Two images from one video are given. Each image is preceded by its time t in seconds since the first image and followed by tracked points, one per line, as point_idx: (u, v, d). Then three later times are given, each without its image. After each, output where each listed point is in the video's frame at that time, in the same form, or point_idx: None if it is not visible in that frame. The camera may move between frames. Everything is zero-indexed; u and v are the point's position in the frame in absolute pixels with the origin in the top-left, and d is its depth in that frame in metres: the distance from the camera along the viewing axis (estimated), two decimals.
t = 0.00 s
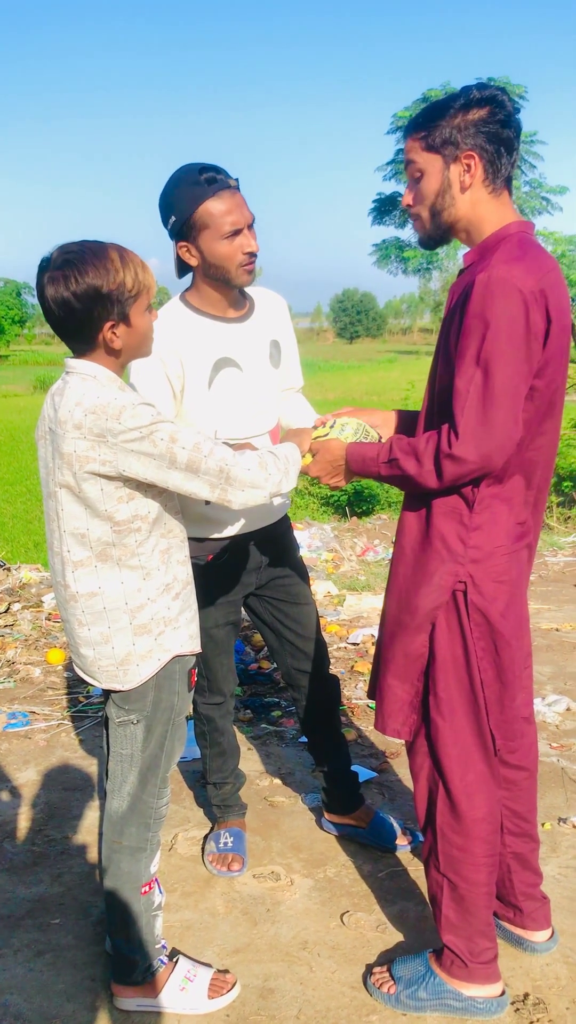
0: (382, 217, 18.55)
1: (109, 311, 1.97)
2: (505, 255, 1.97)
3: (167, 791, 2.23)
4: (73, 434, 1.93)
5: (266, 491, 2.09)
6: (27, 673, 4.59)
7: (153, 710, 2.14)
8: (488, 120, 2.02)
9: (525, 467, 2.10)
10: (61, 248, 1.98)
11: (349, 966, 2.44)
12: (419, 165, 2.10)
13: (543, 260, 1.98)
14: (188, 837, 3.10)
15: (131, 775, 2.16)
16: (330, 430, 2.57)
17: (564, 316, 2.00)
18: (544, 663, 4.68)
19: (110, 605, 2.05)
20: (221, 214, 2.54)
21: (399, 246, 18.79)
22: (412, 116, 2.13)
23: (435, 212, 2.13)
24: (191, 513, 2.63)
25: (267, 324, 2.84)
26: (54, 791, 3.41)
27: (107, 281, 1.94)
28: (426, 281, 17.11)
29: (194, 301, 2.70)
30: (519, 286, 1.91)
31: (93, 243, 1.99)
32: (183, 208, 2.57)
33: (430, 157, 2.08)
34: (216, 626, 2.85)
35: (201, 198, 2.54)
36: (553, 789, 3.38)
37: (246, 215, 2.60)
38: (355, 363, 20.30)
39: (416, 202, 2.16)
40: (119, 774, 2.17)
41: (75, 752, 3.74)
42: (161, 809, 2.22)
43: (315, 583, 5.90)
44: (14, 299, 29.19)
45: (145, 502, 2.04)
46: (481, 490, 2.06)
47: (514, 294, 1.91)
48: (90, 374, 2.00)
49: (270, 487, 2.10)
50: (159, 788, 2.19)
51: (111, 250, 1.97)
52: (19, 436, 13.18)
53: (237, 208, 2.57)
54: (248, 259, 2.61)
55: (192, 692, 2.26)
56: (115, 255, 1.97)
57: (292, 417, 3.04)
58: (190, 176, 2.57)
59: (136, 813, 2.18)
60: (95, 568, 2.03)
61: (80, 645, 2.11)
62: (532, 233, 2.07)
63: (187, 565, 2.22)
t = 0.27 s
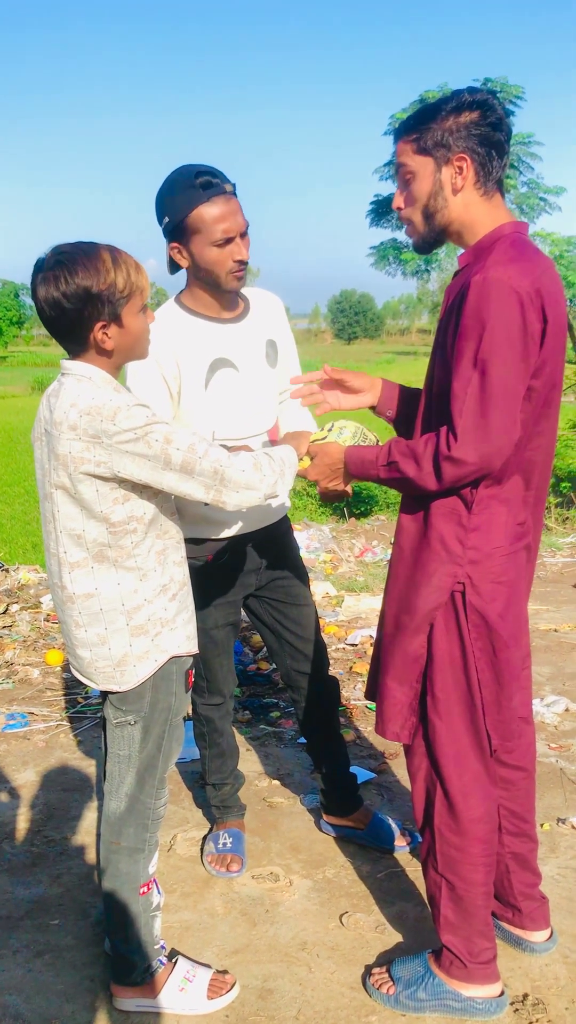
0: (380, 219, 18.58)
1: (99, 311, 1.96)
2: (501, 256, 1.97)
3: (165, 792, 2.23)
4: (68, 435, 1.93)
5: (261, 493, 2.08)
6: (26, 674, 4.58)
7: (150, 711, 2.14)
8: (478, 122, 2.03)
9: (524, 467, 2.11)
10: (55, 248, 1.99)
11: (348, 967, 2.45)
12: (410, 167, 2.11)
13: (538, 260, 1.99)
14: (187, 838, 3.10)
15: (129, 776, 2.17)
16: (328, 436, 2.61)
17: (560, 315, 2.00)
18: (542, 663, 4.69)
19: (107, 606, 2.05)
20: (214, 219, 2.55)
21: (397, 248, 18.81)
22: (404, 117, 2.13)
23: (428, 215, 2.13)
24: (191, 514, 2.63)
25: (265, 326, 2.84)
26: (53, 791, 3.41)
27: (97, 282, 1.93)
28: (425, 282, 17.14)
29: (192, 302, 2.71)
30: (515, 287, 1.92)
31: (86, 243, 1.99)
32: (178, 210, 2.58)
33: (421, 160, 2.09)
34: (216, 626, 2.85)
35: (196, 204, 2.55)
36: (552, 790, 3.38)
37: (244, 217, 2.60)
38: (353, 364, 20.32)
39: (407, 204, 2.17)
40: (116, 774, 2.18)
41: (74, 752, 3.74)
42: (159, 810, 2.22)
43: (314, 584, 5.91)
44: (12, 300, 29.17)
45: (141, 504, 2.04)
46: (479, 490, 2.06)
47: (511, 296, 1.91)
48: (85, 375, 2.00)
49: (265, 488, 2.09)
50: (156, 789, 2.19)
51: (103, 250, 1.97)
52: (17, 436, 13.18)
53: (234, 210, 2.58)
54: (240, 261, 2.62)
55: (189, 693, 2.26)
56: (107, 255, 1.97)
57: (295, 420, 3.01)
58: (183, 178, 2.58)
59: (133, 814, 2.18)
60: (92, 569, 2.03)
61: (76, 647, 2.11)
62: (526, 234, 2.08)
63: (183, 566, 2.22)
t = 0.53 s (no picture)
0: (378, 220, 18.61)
1: (89, 311, 1.97)
2: (493, 257, 1.98)
3: (161, 794, 2.23)
4: (60, 437, 1.94)
5: (253, 494, 2.07)
6: (25, 676, 4.58)
7: (145, 713, 2.14)
8: (469, 125, 2.03)
9: (520, 467, 2.11)
10: (47, 249, 2.00)
11: (347, 967, 2.45)
12: (402, 170, 2.12)
13: (531, 261, 1.99)
14: (186, 839, 3.10)
15: (125, 777, 2.17)
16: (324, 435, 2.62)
17: (554, 315, 2.01)
18: (540, 664, 4.69)
19: (101, 608, 2.06)
20: (202, 233, 2.53)
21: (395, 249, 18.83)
22: (396, 120, 2.14)
23: (420, 217, 2.14)
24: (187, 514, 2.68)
25: (259, 327, 2.86)
26: (52, 793, 3.41)
27: (86, 281, 1.94)
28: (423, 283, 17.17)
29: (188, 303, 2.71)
30: (508, 288, 1.92)
31: (78, 244, 2.00)
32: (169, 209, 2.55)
33: (413, 162, 2.09)
34: (215, 627, 2.85)
35: (183, 215, 2.53)
36: (550, 790, 3.38)
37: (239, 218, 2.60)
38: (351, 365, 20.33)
39: (399, 206, 2.17)
40: (113, 776, 2.18)
41: (73, 754, 3.74)
42: (155, 812, 2.22)
43: (312, 585, 5.91)
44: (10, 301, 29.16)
45: (135, 505, 2.05)
46: (475, 490, 2.07)
47: (504, 297, 1.92)
48: (78, 377, 2.01)
49: (257, 488, 2.08)
50: (152, 790, 2.19)
51: (93, 251, 1.98)
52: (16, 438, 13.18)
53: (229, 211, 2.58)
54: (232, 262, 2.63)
55: (185, 695, 2.26)
56: (98, 256, 1.98)
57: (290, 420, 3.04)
58: (175, 178, 2.57)
59: (129, 815, 2.18)
60: (86, 571, 2.04)
61: (72, 648, 2.12)
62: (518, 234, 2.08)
63: (178, 567, 2.23)
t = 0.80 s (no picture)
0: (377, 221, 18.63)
1: (80, 311, 1.97)
2: (487, 258, 1.98)
3: (159, 795, 2.23)
4: (55, 437, 1.94)
5: (250, 491, 2.08)
6: (24, 677, 4.58)
7: (142, 714, 2.14)
8: (473, 123, 2.04)
9: (515, 467, 2.11)
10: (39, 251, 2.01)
11: (347, 967, 2.45)
12: (403, 165, 2.12)
13: (525, 261, 1.99)
14: (185, 840, 3.10)
15: (123, 779, 2.17)
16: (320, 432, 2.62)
17: (548, 316, 2.01)
18: (539, 664, 4.70)
19: (97, 609, 2.06)
20: (191, 221, 2.56)
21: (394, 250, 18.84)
22: (400, 113, 2.13)
23: (418, 214, 2.14)
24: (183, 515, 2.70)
25: (256, 327, 2.85)
26: (51, 794, 3.41)
27: (77, 282, 1.94)
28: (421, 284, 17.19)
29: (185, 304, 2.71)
30: (503, 288, 1.93)
31: (70, 245, 2.00)
32: (152, 208, 2.59)
33: (414, 158, 2.09)
34: (212, 627, 2.86)
35: (171, 207, 2.56)
36: (550, 790, 3.39)
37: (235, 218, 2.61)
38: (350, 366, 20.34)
39: (399, 202, 2.17)
40: (111, 778, 2.18)
41: (72, 755, 3.74)
42: (153, 813, 2.22)
43: (311, 585, 5.92)
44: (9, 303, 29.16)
45: (130, 505, 2.05)
46: (470, 490, 2.07)
47: (498, 297, 1.92)
48: (72, 378, 2.01)
49: (254, 485, 2.09)
50: (150, 791, 2.19)
51: (85, 252, 1.98)
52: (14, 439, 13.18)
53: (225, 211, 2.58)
54: (223, 261, 2.63)
55: (181, 696, 2.26)
56: (89, 256, 1.98)
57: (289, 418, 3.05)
58: (154, 179, 2.63)
59: (127, 817, 2.18)
60: (81, 572, 2.04)
61: (67, 650, 2.12)
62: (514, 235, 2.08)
63: (175, 567, 2.23)
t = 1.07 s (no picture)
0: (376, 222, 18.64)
1: (74, 311, 1.97)
2: (486, 259, 1.99)
3: (157, 795, 2.23)
4: (52, 436, 1.93)
5: (249, 485, 2.06)
6: (23, 679, 4.57)
7: (140, 715, 2.14)
8: (475, 122, 2.04)
9: (515, 467, 2.11)
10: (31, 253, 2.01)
11: (346, 968, 2.45)
12: (403, 164, 2.11)
13: (525, 264, 2.00)
14: (184, 841, 3.10)
15: (121, 780, 2.17)
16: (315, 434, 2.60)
17: (544, 319, 2.02)
18: (538, 665, 4.69)
19: (94, 609, 2.05)
20: (182, 223, 2.57)
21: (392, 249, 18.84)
22: (401, 111, 2.13)
23: (418, 213, 2.13)
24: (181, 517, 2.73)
25: (251, 328, 2.85)
26: (50, 795, 3.40)
27: (67, 282, 1.94)
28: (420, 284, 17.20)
29: (180, 304, 2.70)
30: (502, 289, 1.93)
31: (61, 245, 2.00)
32: (142, 207, 2.61)
33: (416, 156, 2.09)
34: (211, 628, 2.85)
35: (161, 208, 2.57)
36: (549, 790, 3.38)
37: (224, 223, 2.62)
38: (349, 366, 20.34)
39: (398, 200, 2.16)
40: (109, 779, 2.17)
41: (71, 756, 3.74)
42: (151, 814, 2.22)
43: (310, 586, 5.91)
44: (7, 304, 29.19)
45: (128, 503, 2.05)
46: (470, 490, 2.07)
47: (497, 297, 1.93)
48: (69, 377, 2.01)
49: (253, 478, 2.07)
50: (148, 792, 2.19)
51: (74, 251, 1.98)
52: (13, 440, 13.18)
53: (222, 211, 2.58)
54: (216, 261, 2.62)
55: (179, 696, 2.26)
56: (79, 255, 1.98)
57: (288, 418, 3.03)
58: (144, 181, 2.64)
59: (126, 818, 2.18)
60: (78, 572, 2.03)
61: (63, 651, 2.11)
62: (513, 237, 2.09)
63: (172, 567, 2.23)
